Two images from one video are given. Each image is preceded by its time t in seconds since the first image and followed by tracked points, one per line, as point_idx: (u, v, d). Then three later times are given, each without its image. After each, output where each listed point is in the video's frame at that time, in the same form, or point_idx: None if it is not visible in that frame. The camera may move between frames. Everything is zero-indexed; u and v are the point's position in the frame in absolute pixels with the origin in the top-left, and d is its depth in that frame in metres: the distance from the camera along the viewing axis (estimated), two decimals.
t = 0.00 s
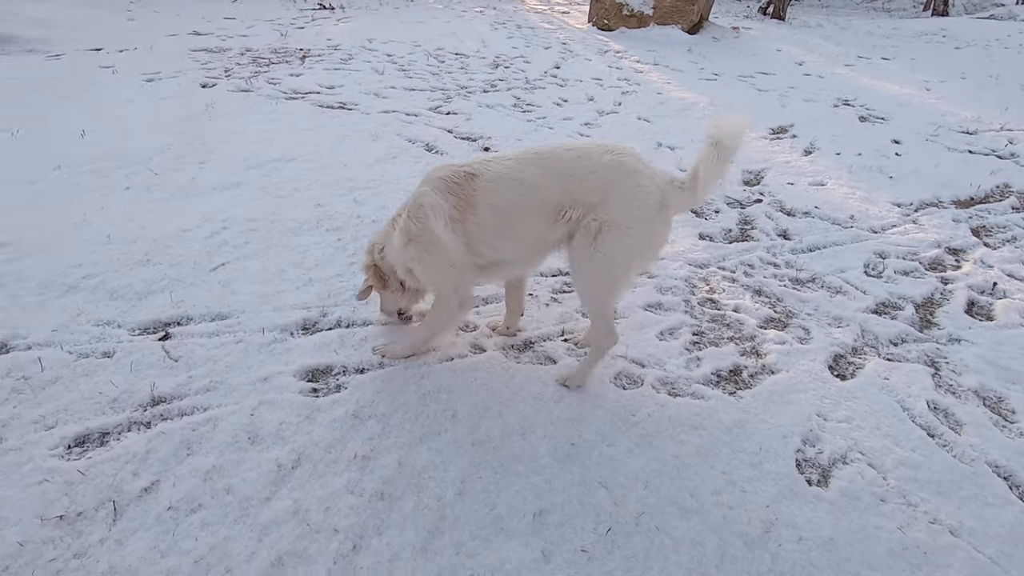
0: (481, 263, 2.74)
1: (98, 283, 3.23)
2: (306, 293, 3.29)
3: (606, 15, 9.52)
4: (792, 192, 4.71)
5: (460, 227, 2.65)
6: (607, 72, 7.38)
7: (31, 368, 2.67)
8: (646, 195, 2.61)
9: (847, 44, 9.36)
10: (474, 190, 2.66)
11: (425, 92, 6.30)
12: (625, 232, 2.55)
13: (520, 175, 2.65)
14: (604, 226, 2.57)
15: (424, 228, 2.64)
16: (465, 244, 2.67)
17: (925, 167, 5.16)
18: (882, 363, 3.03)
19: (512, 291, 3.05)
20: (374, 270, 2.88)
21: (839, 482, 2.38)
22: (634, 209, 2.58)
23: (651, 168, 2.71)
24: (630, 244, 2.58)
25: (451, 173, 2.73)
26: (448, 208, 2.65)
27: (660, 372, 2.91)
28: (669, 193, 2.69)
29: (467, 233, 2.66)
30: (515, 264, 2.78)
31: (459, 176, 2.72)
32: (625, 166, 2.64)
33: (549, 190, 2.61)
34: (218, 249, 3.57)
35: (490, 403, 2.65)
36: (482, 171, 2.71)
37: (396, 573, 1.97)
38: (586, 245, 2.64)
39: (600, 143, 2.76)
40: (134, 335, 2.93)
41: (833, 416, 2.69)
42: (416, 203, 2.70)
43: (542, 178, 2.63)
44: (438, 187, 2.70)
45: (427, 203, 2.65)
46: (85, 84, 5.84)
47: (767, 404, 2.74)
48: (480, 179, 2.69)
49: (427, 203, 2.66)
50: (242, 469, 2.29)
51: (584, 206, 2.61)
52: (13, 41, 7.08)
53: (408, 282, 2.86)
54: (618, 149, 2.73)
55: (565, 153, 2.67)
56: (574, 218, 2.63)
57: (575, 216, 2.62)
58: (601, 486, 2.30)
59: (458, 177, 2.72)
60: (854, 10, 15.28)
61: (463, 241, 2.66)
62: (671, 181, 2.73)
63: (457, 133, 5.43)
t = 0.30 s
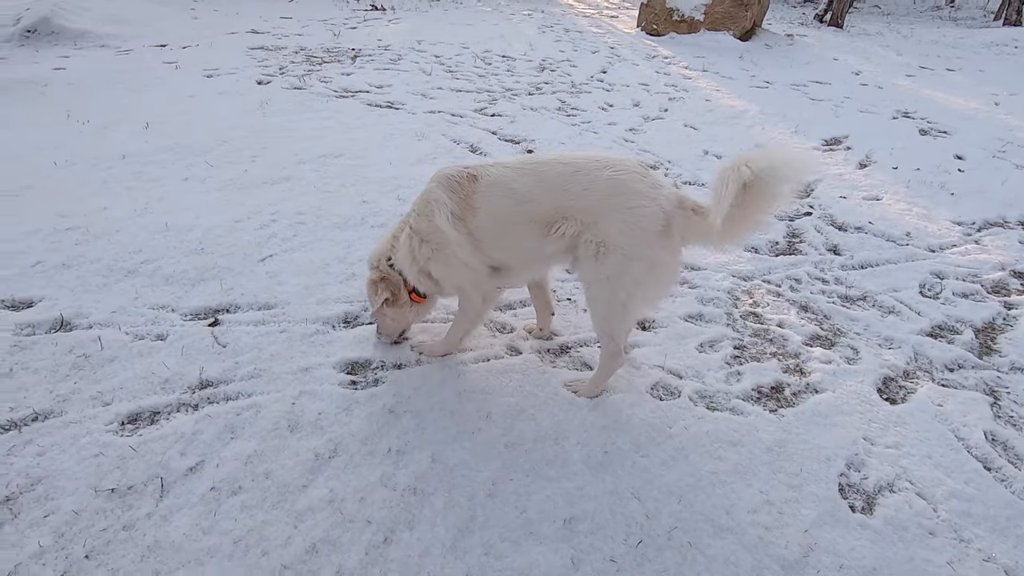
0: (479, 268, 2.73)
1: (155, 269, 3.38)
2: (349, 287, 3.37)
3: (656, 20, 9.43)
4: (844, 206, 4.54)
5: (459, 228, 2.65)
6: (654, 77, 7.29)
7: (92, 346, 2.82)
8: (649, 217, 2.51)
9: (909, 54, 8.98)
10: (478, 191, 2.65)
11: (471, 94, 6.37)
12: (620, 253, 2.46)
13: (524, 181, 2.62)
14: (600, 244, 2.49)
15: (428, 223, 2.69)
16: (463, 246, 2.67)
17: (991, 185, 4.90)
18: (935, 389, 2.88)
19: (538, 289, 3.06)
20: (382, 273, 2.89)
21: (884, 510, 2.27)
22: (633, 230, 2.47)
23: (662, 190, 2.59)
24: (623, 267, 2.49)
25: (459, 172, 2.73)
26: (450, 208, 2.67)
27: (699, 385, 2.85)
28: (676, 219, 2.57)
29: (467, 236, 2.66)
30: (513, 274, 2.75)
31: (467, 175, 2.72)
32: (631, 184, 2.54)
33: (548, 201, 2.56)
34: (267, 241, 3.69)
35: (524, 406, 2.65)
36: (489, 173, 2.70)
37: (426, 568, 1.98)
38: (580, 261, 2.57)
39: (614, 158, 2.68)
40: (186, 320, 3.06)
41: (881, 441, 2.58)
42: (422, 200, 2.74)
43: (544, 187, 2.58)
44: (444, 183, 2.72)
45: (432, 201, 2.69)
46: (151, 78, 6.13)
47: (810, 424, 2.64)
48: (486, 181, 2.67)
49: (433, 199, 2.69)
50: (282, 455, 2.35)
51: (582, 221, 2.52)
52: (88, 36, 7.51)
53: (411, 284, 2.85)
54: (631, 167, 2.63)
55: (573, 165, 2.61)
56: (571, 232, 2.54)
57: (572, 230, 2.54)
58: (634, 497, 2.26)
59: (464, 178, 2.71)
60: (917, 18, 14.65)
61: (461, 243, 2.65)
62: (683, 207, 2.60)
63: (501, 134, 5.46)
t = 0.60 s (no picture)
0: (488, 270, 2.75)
1: (208, 259, 3.53)
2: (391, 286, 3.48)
3: (706, 26, 9.32)
4: (901, 221, 4.35)
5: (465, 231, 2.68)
6: (702, 83, 7.16)
7: (147, 330, 2.96)
8: (655, 215, 2.46)
9: (976, 63, 8.54)
10: (483, 194, 2.69)
11: (516, 97, 6.40)
12: (626, 252, 2.42)
13: (528, 183, 2.63)
14: (607, 245, 2.47)
15: (436, 227, 2.75)
16: (472, 249, 2.70)
17: None
18: (996, 418, 2.72)
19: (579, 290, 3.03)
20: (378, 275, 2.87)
21: (934, 542, 2.16)
22: (638, 228, 2.43)
23: (667, 188, 2.54)
24: (632, 267, 2.44)
25: (463, 175, 2.77)
26: (455, 211, 2.70)
27: (739, 399, 2.77)
28: (683, 218, 2.50)
29: (473, 238, 2.69)
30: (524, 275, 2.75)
31: (471, 178, 2.75)
32: (635, 182, 2.51)
33: (553, 202, 2.56)
34: (314, 236, 3.80)
35: (559, 411, 2.64)
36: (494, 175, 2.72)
37: (455, 567, 2.00)
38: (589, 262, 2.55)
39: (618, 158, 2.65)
40: (235, 310, 3.18)
41: (933, 469, 2.45)
42: (428, 203, 2.79)
43: (548, 188, 2.57)
44: (449, 186, 2.75)
45: (437, 204, 2.74)
46: (210, 77, 6.40)
47: (857, 446, 2.53)
48: (490, 184, 2.70)
49: (439, 203, 2.74)
50: (320, 446, 2.42)
51: (587, 221, 2.50)
52: (154, 36, 7.90)
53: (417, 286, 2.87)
54: (635, 165, 2.61)
55: (576, 166, 2.60)
56: (577, 233, 2.53)
57: (578, 231, 2.52)
58: (667, 509, 2.22)
59: (469, 181, 2.75)
60: (986, 26, 13.92)
61: (468, 245, 2.68)
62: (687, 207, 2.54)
63: (544, 138, 5.46)
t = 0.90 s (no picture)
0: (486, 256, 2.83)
1: (253, 254, 3.63)
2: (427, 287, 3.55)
3: (751, 30, 9.16)
4: (956, 234, 4.16)
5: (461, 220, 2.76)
6: (746, 88, 7.02)
7: (194, 321, 3.06)
8: (639, 191, 2.58)
9: None
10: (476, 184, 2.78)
11: (555, 100, 6.39)
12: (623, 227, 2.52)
13: (521, 171, 2.73)
14: (600, 222, 2.58)
15: (431, 219, 2.80)
16: (469, 237, 2.76)
17: None
18: None
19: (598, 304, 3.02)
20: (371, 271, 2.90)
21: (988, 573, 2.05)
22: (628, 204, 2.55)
23: (648, 166, 2.68)
24: (627, 242, 2.53)
25: (456, 168, 2.87)
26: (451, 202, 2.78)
27: (780, 413, 2.69)
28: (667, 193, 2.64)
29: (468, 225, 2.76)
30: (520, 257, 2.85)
31: (465, 171, 2.85)
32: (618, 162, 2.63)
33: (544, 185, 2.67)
34: (354, 234, 3.87)
35: (593, 417, 2.62)
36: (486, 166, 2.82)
37: (486, 568, 2.00)
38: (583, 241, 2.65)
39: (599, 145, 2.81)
40: (278, 304, 3.26)
41: (988, 497, 2.33)
42: (422, 196, 2.87)
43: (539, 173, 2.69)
44: (444, 181, 2.84)
45: (432, 197, 2.81)
46: (259, 77, 6.60)
47: (906, 468, 2.43)
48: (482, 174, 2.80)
49: (433, 197, 2.81)
50: (356, 441, 2.45)
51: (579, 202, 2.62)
52: (207, 36, 8.18)
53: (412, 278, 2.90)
54: (615, 147, 2.75)
55: (561, 151, 2.73)
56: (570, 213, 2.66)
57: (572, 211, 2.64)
58: (702, 523, 2.17)
59: (462, 173, 2.85)
60: None
61: (467, 233, 2.75)
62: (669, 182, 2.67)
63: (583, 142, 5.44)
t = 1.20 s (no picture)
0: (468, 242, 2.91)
1: (292, 251, 3.71)
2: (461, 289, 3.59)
3: (792, 34, 8.97)
4: (1009, 248, 3.98)
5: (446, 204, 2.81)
6: (786, 93, 6.87)
7: (235, 316, 3.14)
8: (619, 187, 2.64)
9: None
10: (467, 171, 2.84)
11: (590, 104, 6.37)
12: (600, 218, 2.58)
13: (511, 158, 2.78)
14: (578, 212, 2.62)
15: (425, 202, 2.89)
16: (456, 221, 2.80)
17: None
18: None
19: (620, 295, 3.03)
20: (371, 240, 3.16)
21: None
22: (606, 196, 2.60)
23: (632, 163, 2.74)
24: (597, 235, 2.61)
25: (450, 154, 2.94)
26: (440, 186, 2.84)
27: (820, 429, 2.61)
28: (645, 191, 2.70)
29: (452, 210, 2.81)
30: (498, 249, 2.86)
31: (460, 157, 2.91)
32: (603, 155, 2.68)
33: (528, 174, 2.71)
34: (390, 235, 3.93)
35: (626, 425, 2.59)
36: (480, 152, 2.88)
37: (516, 573, 1.99)
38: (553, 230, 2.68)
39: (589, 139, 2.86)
40: (315, 302, 3.33)
41: None
42: (419, 179, 2.95)
43: (526, 161, 2.73)
44: (442, 166, 2.90)
45: (427, 180, 2.89)
46: (299, 78, 6.75)
47: (955, 492, 2.33)
48: (474, 161, 2.86)
49: (429, 180, 2.88)
50: (389, 440, 2.48)
51: (560, 192, 2.65)
52: (250, 39, 8.41)
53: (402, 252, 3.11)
54: (605, 143, 2.81)
55: (551, 142, 2.79)
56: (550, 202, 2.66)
57: (552, 200, 2.66)
58: (738, 538, 2.11)
59: (455, 159, 2.91)
60: None
61: (454, 217, 2.79)
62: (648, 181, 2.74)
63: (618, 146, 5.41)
